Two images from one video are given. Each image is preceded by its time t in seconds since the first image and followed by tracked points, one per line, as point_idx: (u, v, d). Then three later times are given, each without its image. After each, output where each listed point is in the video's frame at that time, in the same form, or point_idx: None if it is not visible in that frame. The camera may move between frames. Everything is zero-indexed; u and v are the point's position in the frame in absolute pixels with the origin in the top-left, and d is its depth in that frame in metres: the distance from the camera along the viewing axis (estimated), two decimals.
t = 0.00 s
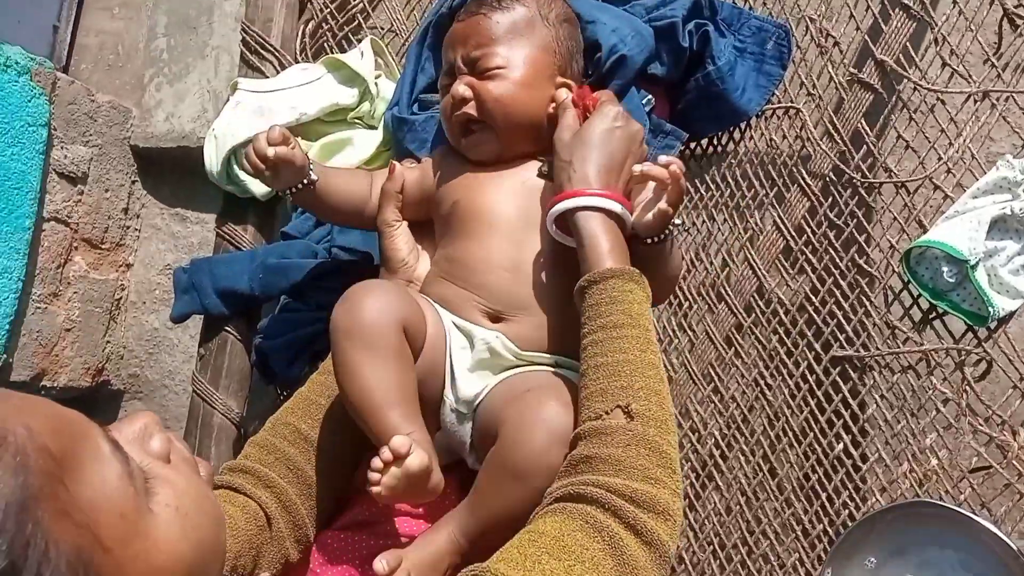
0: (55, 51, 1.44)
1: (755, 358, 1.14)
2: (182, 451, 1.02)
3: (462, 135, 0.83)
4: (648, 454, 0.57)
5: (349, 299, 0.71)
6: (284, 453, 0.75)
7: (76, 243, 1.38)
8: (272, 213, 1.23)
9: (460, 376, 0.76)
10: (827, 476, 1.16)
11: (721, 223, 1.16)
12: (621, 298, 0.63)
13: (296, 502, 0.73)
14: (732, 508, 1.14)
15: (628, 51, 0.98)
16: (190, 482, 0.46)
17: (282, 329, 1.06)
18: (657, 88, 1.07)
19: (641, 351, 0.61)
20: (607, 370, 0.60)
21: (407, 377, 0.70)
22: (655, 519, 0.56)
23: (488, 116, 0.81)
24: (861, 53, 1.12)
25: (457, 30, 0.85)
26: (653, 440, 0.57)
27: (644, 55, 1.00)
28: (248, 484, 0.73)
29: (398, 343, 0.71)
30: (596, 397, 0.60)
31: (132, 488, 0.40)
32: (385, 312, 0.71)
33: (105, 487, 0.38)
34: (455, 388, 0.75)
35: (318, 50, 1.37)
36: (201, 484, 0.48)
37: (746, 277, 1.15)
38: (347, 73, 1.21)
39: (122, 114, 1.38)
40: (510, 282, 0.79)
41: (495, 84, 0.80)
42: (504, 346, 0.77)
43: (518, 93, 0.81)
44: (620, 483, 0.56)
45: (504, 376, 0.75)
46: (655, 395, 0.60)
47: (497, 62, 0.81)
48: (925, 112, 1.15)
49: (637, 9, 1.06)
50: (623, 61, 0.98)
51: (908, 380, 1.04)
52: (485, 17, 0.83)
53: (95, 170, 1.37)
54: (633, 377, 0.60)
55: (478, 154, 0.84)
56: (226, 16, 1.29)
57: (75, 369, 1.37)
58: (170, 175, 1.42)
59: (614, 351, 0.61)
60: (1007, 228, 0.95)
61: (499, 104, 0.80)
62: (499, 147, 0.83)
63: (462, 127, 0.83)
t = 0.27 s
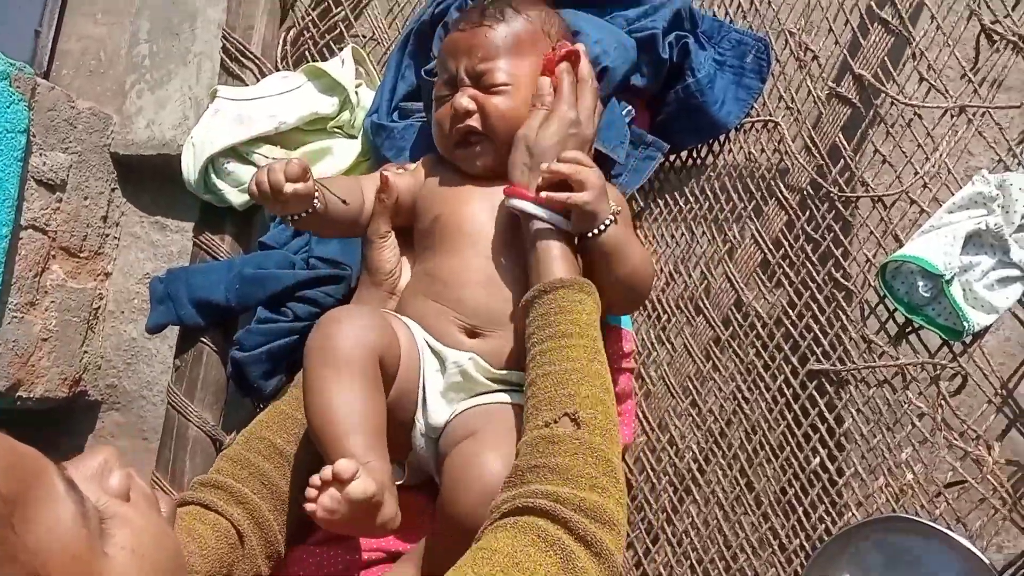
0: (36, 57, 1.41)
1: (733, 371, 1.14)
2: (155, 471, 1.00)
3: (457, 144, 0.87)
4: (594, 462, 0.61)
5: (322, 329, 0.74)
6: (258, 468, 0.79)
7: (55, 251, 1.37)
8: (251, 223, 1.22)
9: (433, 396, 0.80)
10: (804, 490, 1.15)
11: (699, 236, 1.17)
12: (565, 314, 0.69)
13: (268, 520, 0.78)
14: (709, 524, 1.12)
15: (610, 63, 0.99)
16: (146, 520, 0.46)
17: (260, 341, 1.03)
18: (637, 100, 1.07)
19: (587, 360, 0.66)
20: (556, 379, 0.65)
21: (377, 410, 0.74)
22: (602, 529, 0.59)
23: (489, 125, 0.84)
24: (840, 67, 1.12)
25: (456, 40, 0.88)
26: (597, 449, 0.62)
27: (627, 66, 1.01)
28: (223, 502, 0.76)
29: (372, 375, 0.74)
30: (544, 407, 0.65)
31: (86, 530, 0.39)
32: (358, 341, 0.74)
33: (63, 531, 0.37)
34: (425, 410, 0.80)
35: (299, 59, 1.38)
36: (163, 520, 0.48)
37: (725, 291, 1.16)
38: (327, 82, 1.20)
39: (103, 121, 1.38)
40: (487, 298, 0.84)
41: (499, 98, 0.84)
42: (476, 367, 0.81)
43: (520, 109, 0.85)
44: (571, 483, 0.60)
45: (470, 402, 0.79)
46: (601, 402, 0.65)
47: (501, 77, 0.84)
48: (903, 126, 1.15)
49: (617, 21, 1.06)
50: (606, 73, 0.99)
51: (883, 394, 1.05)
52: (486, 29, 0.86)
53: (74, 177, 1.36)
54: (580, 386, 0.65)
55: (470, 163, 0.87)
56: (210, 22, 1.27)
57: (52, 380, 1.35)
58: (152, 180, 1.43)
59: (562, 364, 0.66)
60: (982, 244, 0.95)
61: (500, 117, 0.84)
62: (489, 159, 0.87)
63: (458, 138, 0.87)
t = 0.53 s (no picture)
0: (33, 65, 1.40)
1: (733, 377, 1.13)
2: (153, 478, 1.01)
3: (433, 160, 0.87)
4: (609, 532, 0.65)
5: (298, 352, 0.75)
6: (244, 489, 0.81)
7: (53, 258, 1.36)
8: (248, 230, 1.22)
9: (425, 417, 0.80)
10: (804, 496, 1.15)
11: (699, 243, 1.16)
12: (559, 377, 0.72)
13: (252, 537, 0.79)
14: (710, 530, 1.12)
15: (606, 74, 0.99)
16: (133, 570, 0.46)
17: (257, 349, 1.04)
18: (634, 107, 1.08)
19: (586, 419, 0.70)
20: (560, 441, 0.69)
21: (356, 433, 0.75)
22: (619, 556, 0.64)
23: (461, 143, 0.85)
24: (838, 72, 1.12)
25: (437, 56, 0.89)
26: (610, 516, 0.65)
27: (621, 78, 1.01)
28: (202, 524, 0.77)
29: (346, 403, 0.75)
30: (549, 482, 0.68)
31: None
32: (334, 364, 0.75)
33: None
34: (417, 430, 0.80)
35: (297, 66, 1.37)
36: (149, 569, 0.49)
37: (724, 296, 1.15)
38: (325, 89, 1.19)
39: (101, 129, 1.39)
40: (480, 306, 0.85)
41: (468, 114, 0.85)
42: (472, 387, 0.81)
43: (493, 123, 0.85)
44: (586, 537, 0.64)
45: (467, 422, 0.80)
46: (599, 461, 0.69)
47: (472, 90, 0.85)
48: (901, 131, 1.15)
49: (612, 29, 1.06)
50: (601, 85, 0.99)
51: (884, 400, 1.04)
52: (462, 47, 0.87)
53: (72, 184, 1.36)
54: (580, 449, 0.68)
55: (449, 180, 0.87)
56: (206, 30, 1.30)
57: (50, 387, 1.35)
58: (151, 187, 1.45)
59: (562, 435, 0.69)
60: (982, 249, 0.95)
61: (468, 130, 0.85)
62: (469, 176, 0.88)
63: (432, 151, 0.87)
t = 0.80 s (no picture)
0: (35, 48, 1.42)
1: (735, 366, 1.14)
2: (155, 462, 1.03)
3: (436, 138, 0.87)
4: None
5: (275, 351, 0.77)
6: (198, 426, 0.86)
7: (53, 243, 1.36)
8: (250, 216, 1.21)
9: (432, 388, 0.79)
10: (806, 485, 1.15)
11: (702, 232, 1.16)
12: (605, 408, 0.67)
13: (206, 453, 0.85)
14: (711, 518, 1.13)
15: (609, 59, 0.99)
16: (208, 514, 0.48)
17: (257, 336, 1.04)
18: (638, 95, 1.07)
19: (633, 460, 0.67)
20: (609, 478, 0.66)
21: (340, 425, 0.77)
22: None
23: (467, 121, 0.84)
24: (844, 62, 1.12)
25: (440, 33, 0.88)
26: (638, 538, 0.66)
27: (625, 64, 1.01)
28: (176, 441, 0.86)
29: (320, 395, 0.76)
30: None
31: (168, 528, 0.42)
32: (312, 355, 0.77)
33: (141, 530, 0.40)
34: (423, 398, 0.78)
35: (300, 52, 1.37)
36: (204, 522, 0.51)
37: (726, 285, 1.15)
38: (327, 75, 1.19)
39: (102, 113, 1.38)
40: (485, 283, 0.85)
41: (473, 93, 0.84)
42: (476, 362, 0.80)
43: (497, 101, 0.85)
44: None
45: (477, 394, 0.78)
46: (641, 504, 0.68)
47: (475, 67, 0.85)
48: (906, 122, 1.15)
49: (618, 15, 1.06)
50: (605, 69, 0.99)
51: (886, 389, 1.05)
52: (465, 24, 0.87)
53: (74, 169, 1.34)
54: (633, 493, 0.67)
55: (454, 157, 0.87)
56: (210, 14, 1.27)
57: (50, 371, 1.35)
58: (149, 175, 1.39)
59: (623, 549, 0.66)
60: (986, 240, 0.95)
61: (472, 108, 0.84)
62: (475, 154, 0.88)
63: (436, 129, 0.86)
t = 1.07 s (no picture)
0: (49, 42, 1.34)
1: (754, 350, 1.14)
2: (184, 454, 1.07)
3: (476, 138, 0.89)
4: None
5: (301, 320, 0.80)
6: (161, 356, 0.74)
7: (72, 237, 1.34)
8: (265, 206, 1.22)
9: (456, 364, 0.80)
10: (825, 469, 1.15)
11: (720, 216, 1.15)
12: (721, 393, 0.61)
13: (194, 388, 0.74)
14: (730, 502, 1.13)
15: (626, 43, 0.99)
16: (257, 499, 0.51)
17: (270, 327, 1.06)
18: (653, 78, 1.07)
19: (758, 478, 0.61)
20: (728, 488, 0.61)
21: (357, 390, 0.79)
22: None
23: (513, 120, 0.88)
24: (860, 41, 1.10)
25: (475, 30, 0.90)
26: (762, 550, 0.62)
27: (642, 48, 1.00)
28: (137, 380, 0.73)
29: (343, 357, 0.78)
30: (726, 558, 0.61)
31: (257, 484, 0.44)
32: (336, 325, 0.79)
33: (236, 483, 0.41)
34: (445, 373, 0.79)
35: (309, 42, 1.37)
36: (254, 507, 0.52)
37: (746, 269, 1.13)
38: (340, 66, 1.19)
39: (117, 107, 1.39)
40: (503, 265, 0.87)
41: (520, 94, 0.88)
42: (497, 341, 0.83)
43: (543, 102, 0.89)
44: None
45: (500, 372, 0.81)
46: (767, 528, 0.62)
47: (520, 72, 0.88)
48: (923, 101, 1.14)
49: None
50: (620, 54, 0.99)
51: (906, 371, 1.04)
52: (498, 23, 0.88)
53: (89, 163, 1.35)
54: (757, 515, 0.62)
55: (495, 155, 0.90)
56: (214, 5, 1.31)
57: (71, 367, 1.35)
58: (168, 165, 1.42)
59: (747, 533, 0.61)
60: (1006, 220, 0.94)
61: (522, 112, 0.88)
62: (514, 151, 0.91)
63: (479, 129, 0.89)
